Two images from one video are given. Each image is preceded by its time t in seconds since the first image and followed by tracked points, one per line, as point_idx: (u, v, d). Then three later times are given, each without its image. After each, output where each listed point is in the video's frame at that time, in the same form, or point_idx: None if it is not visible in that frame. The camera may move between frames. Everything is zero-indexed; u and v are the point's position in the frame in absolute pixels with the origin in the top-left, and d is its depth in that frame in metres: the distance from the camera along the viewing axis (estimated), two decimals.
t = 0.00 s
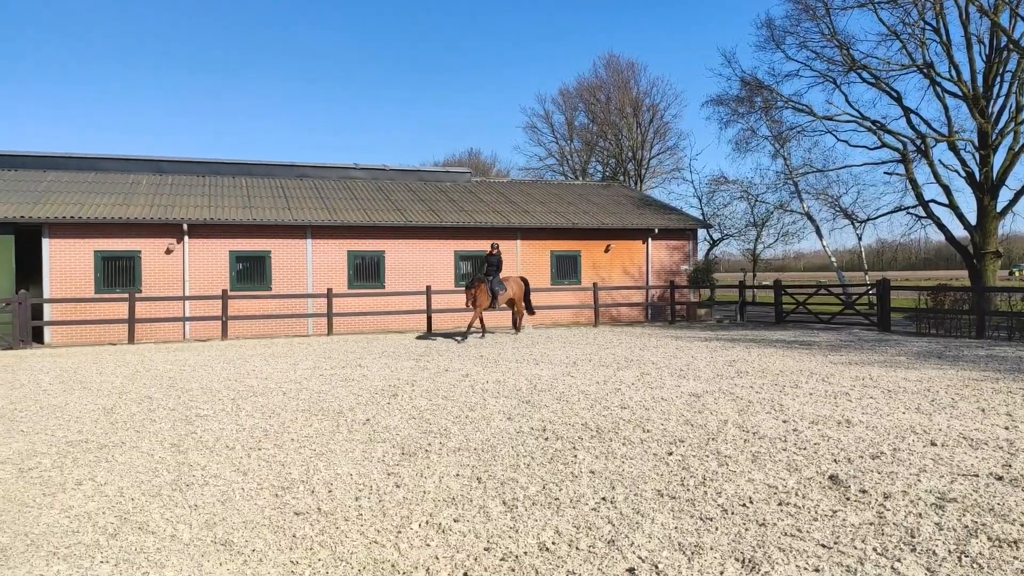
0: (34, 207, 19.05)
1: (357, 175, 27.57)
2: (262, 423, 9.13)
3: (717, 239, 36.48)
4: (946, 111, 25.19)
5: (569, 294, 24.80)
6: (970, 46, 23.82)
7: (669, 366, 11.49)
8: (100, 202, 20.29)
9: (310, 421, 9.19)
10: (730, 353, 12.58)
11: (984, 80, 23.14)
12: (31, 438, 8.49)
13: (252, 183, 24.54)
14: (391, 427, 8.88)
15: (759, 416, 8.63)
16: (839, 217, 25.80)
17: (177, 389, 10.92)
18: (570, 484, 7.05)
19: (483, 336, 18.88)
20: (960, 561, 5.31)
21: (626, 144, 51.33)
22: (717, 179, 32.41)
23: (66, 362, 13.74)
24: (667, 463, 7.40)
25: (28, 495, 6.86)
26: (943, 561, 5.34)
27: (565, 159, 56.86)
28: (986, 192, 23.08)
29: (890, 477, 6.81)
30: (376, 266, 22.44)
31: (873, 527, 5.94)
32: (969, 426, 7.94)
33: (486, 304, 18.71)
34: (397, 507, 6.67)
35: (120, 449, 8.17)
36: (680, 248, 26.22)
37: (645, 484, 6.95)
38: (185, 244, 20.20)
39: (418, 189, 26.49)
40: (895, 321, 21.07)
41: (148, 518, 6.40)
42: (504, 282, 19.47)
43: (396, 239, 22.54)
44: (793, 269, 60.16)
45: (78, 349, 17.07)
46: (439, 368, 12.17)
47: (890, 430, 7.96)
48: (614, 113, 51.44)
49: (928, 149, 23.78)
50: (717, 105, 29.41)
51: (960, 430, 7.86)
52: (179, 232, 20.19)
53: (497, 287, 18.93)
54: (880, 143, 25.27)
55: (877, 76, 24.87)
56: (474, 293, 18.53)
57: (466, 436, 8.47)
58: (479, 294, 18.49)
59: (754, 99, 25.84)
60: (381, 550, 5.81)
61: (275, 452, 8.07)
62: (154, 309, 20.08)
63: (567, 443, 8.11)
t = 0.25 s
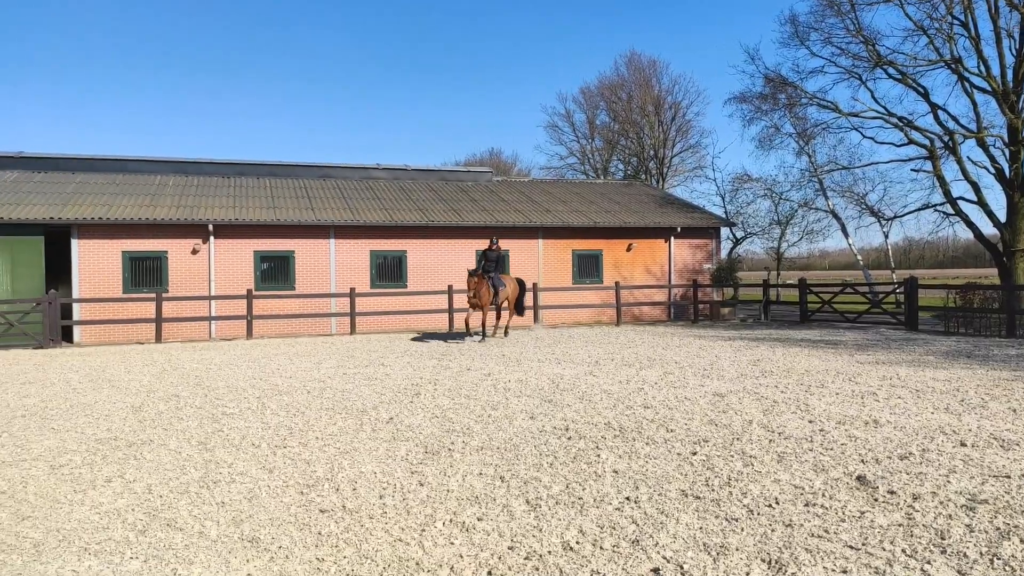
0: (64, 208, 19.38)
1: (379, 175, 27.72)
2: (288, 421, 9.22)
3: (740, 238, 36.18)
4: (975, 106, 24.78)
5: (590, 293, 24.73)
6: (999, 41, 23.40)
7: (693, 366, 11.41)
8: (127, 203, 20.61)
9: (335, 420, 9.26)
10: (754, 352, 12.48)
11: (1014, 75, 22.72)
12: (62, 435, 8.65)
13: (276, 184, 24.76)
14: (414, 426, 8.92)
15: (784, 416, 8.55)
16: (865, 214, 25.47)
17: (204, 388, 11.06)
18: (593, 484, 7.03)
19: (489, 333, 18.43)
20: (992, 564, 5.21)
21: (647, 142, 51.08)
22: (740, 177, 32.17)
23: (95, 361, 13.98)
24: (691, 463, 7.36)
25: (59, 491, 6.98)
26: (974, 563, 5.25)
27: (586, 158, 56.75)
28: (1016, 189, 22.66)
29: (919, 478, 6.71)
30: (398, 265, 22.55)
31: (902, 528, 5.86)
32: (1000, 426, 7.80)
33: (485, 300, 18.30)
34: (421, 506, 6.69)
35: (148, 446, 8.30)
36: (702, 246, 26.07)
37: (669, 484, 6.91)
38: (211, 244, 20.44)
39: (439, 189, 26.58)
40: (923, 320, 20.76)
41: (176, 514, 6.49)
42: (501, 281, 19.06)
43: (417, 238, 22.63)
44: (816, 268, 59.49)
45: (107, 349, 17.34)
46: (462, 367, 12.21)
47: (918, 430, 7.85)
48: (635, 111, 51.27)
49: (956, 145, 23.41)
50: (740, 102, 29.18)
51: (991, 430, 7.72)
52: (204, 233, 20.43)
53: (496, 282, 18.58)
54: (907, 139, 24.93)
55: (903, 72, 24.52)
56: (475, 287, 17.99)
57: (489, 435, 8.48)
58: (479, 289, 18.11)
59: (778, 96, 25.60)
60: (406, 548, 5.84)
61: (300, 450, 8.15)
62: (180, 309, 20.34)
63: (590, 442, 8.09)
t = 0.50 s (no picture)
0: (89, 209, 19.66)
1: (398, 174, 27.81)
2: (309, 418, 9.30)
3: (761, 235, 35.88)
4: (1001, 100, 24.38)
5: (609, 290, 24.65)
6: None
7: (713, 364, 11.35)
8: (150, 203, 20.87)
9: (355, 417, 9.31)
10: (775, 350, 12.38)
11: None
12: (88, 432, 8.79)
13: (296, 183, 24.94)
14: (434, 424, 8.95)
15: (806, 414, 8.48)
16: (888, 210, 25.14)
17: (227, 385, 11.18)
18: (614, 482, 7.02)
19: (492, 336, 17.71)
20: (1021, 565, 5.13)
21: (666, 139, 50.82)
22: (761, 173, 31.90)
23: (120, 359, 14.18)
24: (712, 461, 7.32)
25: (86, 488, 7.09)
26: (1002, 563, 5.17)
27: (604, 155, 56.58)
28: None
29: (945, 477, 6.63)
30: (417, 264, 22.62)
31: (928, 528, 5.78)
32: None
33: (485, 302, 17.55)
34: (442, 503, 6.72)
35: (172, 443, 8.40)
36: (722, 243, 25.90)
37: (690, 483, 6.88)
38: (233, 243, 20.64)
39: (457, 187, 26.63)
40: (949, 317, 20.46)
41: (200, 511, 6.56)
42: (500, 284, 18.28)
43: (435, 236, 22.69)
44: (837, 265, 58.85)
45: (132, 347, 17.57)
46: (481, 364, 12.23)
47: (944, 428, 7.74)
48: (654, 108, 51.02)
49: (982, 139, 23.05)
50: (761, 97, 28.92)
51: (1018, 429, 7.60)
52: (226, 232, 20.63)
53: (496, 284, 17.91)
54: (930, 133, 24.58)
55: (927, 65, 24.17)
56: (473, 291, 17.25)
57: (508, 433, 8.49)
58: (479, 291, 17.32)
59: (799, 91, 25.34)
60: (427, 545, 5.86)
61: (321, 448, 8.21)
62: (203, 308, 20.56)
63: (610, 440, 8.08)
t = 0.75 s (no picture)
0: (110, 209, 19.91)
1: (414, 175, 27.89)
2: (327, 418, 9.35)
3: (779, 235, 35.63)
4: None
5: (626, 291, 24.57)
6: None
7: (730, 365, 11.29)
8: (169, 203, 21.08)
9: (372, 417, 9.35)
10: (794, 351, 12.29)
11: None
12: (109, 430, 8.90)
13: (314, 184, 25.08)
14: (451, 424, 8.97)
15: (826, 416, 8.41)
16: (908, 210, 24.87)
17: (246, 384, 11.28)
18: (631, 483, 7.00)
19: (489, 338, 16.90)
20: None
21: (684, 139, 50.62)
22: (779, 173, 31.69)
23: (140, 358, 14.34)
24: (730, 463, 7.28)
25: (108, 485, 7.17)
26: None
27: (621, 155, 56.43)
28: None
29: (967, 480, 6.55)
30: (434, 264, 22.68)
31: (950, 531, 5.72)
32: None
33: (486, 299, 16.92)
34: (459, 503, 6.73)
35: (192, 442, 8.48)
36: (741, 244, 25.76)
37: (708, 484, 6.85)
38: (251, 244, 20.80)
39: (473, 188, 26.68)
40: (970, 319, 20.20)
41: (219, 509, 6.61)
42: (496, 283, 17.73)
43: (451, 237, 22.74)
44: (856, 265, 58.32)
45: (151, 346, 17.75)
46: (498, 364, 12.25)
47: (966, 431, 7.65)
48: (671, 108, 50.86)
49: (1004, 138, 22.75)
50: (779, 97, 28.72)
51: None
52: (244, 232, 20.80)
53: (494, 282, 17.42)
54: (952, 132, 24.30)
55: (948, 63, 23.89)
56: (474, 288, 16.60)
57: (525, 433, 8.50)
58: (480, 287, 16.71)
59: (818, 90, 25.14)
60: (444, 544, 5.88)
61: (339, 447, 8.26)
62: (222, 308, 20.73)
63: (627, 441, 8.06)
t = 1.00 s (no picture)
0: (131, 212, 20.15)
1: (431, 176, 27.98)
2: (346, 418, 9.40)
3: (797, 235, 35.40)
4: None
5: (643, 291, 24.49)
6: None
7: (750, 366, 11.21)
8: (189, 205, 21.30)
9: (391, 417, 9.38)
10: (814, 352, 12.19)
11: None
12: (132, 430, 9.00)
13: (332, 186, 25.25)
14: (469, 425, 8.98)
15: (848, 418, 8.33)
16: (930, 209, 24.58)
17: (266, 385, 11.36)
18: (650, 484, 6.97)
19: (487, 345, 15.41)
20: None
21: (701, 139, 50.38)
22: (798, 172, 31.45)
23: (161, 358, 14.49)
24: (751, 465, 7.23)
25: (130, 485, 7.25)
26: None
27: (638, 155, 56.26)
28: None
29: (993, 483, 6.46)
30: (451, 265, 22.73)
31: (976, 535, 5.64)
32: None
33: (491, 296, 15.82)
34: (478, 504, 6.74)
35: (214, 442, 8.56)
36: (760, 244, 25.58)
37: (728, 486, 6.81)
38: (270, 245, 20.96)
39: (490, 189, 26.71)
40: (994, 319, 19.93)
41: (241, 508, 6.67)
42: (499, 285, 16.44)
43: (467, 237, 22.77)
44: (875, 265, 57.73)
45: (171, 347, 17.92)
46: (515, 366, 12.24)
47: (991, 433, 7.54)
48: (689, 107, 50.67)
49: None
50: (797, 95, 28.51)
51: None
52: (263, 234, 20.95)
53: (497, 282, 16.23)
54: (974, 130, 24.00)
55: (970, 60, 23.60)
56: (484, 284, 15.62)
57: (543, 434, 8.49)
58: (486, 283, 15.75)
59: (837, 89, 24.92)
60: (464, 545, 5.88)
61: (358, 447, 8.29)
62: (242, 308, 20.90)
63: (646, 442, 8.03)
